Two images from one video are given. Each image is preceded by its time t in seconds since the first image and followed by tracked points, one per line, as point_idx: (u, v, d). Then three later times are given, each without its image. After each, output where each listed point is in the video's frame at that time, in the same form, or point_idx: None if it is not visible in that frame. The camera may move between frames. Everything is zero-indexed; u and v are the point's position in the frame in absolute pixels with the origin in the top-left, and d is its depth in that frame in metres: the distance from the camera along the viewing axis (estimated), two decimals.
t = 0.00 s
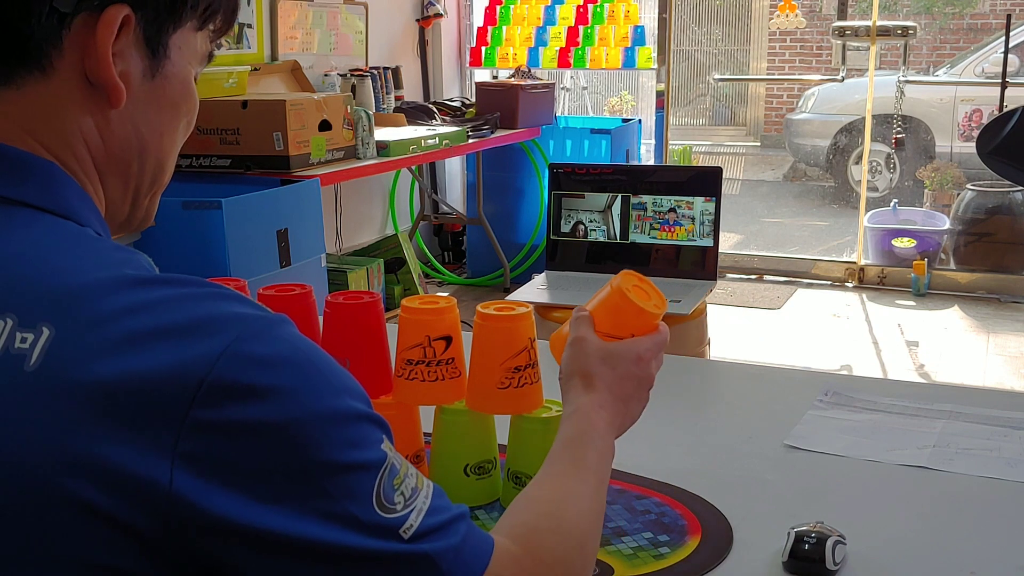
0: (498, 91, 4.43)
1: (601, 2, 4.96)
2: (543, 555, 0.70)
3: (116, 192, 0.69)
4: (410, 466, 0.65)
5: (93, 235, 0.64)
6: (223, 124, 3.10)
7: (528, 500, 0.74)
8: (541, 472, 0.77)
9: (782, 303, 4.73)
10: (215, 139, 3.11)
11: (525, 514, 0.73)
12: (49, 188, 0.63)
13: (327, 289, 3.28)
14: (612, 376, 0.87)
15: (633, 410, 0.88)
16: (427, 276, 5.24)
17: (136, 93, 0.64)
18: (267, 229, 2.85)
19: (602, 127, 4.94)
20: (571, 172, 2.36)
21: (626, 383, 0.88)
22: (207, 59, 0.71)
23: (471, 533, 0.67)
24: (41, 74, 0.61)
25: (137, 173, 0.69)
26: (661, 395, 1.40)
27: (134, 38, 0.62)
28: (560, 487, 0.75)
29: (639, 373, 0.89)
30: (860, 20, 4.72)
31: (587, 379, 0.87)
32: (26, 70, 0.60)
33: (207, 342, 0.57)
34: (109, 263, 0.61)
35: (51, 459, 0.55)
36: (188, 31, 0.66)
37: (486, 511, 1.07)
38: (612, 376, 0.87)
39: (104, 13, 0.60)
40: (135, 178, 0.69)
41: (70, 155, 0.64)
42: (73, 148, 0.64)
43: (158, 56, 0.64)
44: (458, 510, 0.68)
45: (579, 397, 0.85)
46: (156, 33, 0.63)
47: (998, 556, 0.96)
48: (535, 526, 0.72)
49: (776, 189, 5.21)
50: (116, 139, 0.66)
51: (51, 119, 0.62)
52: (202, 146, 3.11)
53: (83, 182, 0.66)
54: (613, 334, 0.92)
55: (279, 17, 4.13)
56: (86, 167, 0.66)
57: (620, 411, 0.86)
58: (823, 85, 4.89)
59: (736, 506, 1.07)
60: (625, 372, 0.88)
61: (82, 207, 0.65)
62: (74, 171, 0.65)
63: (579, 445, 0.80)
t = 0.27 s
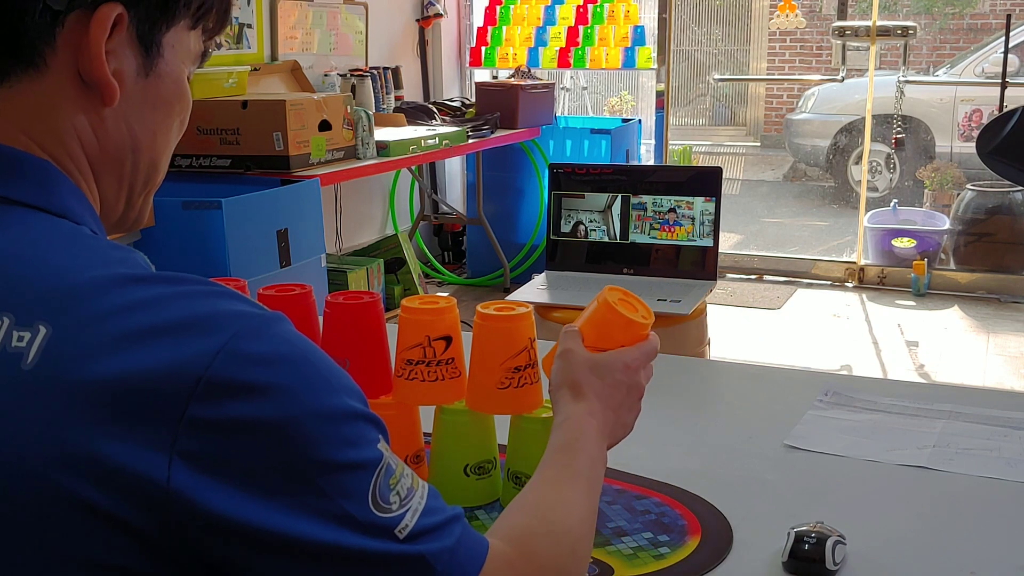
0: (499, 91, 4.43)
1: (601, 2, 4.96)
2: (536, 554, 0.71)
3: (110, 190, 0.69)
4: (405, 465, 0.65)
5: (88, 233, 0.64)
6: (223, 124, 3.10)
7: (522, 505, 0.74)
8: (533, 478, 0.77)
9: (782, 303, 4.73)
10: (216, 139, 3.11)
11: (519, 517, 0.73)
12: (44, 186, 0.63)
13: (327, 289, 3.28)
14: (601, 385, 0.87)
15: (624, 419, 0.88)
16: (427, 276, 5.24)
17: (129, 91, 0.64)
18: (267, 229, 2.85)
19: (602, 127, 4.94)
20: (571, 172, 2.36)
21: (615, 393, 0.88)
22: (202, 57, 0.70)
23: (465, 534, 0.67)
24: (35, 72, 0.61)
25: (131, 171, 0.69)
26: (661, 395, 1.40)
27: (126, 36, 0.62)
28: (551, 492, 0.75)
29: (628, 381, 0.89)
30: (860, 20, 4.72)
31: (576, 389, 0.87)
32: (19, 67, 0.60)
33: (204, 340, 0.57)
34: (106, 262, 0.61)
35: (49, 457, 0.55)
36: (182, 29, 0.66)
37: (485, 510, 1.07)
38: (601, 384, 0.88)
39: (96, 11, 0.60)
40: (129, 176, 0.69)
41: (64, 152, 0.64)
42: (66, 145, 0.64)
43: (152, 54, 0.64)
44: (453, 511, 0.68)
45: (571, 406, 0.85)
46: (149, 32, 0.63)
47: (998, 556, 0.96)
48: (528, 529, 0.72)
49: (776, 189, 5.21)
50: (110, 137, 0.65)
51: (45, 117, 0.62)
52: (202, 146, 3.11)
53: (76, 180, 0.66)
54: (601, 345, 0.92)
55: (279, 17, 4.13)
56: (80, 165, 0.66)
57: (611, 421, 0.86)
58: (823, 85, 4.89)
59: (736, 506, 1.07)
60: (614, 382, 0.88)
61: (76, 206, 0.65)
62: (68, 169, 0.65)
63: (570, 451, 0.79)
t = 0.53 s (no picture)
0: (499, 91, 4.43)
1: (601, 2, 4.96)
2: (532, 552, 0.71)
3: (104, 190, 0.69)
4: (400, 464, 0.65)
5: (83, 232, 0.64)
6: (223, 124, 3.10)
7: (518, 507, 0.74)
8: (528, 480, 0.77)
9: (782, 303, 4.73)
10: (216, 139, 3.11)
11: (515, 516, 0.73)
12: (38, 185, 0.63)
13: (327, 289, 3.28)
14: (595, 388, 0.88)
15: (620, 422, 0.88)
16: (427, 276, 5.24)
17: (122, 90, 0.64)
18: (267, 229, 2.85)
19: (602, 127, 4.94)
20: (571, 172, 2.36)
21: (610, 396, 0.89)
22: (193, 55, 0.70)
23: (461, 533, 0.67)
24: (27, 70, 0.61)
25: (125, 170, 0.69)
26: (660, 396, 1.40)
27: (118, 35, 0.62)
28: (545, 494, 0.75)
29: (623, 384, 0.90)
30: (860, 20, 4.72)
31: (571, 392, 0.87)
32: (12, 65, 0.60)
33: (200, 338, 0.57)
34: (101, 260, 0.61)
35: (48, 455, 0.55)
36: (173, 28, 0.65)
37: (486, 511, 1.07)
38: (595, 388, 0.88)
39: (88, 9, 0.60)
40: (123, 175, 0.69)
41: (57, 151, 0.64)
42: (59, 144, 0.64)
43: (144, 53, 0.64)
44: (448, 510, 0.68)
45: (565, 408, 0.86)
46: (141, 31, 0.63)
47: (999, 556, 0.96)
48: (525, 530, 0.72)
49: (776, 189, 5.22)
50: (103, 136, 0.65)
51: (38, 116, 0.62)
52: (202, 146, 3.11)
53: (70, 179, 0.66)
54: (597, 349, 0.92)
55: (279, 17, 4.12)
56: (74, 164, 0.66)
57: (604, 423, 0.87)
58: (823, 85, 4.89)
59: (735, 506, 1.07)
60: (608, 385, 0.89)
61: (70, 204, 0.65)
62: (61, 168, 0.65)
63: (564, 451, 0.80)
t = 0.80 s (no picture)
0: (499, 91, 4.43)
1: (601, 2, 4.96)
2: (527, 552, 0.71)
3: (102, 188, 0.69)
4: (399, 463, 0.65)
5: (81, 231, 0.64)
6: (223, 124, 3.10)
7: (509, 512, 0.73)
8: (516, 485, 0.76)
9: (782, 303, 4.72)
10: (216, 139, 3.11)
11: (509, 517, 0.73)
12: (36, 184, 0.63)
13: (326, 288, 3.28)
14: (571, 398, 0.87)
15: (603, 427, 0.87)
16: (427, 276, 5.23)
17: (119, 89, 0.64)
18: (267, 229, 2.85)
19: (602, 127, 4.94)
20: (571, 172, 2.36)
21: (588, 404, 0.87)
22: (189, 55, 0.70)
23: (459, 532, 0.67)
24: (25, 68, 0.60)
25: (122, 169, 0.69)
26: (660, 396, 1.40)
27: (116, 34, 0.62)
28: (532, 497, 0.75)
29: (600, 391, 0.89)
30: (860, 20, 4.72)
31: (549, 404, 0.87)
32: (10, 64, 0.60)
33: (200, 336, 0.57)
34: (100, 259, 0.61)
35: (48, 455, 0.55)
36: (169, 28, 0.65)
37: (485, 510, 1.07)
38: (572, 397, 0.87)
39: (86, 8, 0.60)
40: (121, 174, 0.69)
41: (55, 150, 0.64)
42: (57, 143, 0.64)
43: (141, 52, 0.64)
44: (446, 509, 0.68)
45: (543, 420, 0.85)
46: (138, 30, 0.63)
47: (999, 556, 0.96)
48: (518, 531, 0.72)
49: (776, 189, 5.21)
50: (101, 135, 0.65)
51: (37, 115, 0.62)
52: (202, 146, 3.11)
53: (67, 178, 0.66)
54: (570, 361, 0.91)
55: (279, 17, 4.12)
56: (72, 163, 0.66)
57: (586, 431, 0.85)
58: (823, 85, 4.89)
59: (735, 506, 1.07)
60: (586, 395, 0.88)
61: (68, 203, 0.65)
62: (59, 167, 0.65)
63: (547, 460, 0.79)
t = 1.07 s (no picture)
0: (499, 91, 4.43)
1: (601, 2, 4.96)
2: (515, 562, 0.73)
3: (100, 188, 0.69)
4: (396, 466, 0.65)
5: (80, 232, 0.64)
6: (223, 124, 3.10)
7: (494, 541, 0.77)
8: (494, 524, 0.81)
9: (782, 303, 4.73)
10: (216, 139, 3.11)
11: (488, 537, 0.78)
12: (34, 182, 0.63)
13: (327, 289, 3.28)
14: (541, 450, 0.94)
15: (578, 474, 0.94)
16: (427, 276, 5.23)
17: (120, 91, 0.64)
18: (267, 229, 2.85)
19: (602, 127, 4.95)
20: (571, 172, 2.36)
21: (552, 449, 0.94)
22: (188, 57, 0.70)
23: (454, 538, 0.68)
24: (26, 66, 0.61)
25: (121, 170, 0.69)
26: (660, 396, 1.40)
27: (118, 36, 0.62)
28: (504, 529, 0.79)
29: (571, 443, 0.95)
30: (860, 20, 4.72)
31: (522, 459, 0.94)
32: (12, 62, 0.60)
33: (199, 336, 0.57)
34: (99, 260, 0.61)
35: (48, 454, 0.56)
36: (169, 31, 0.65)
37: (486, 511, 0.99)
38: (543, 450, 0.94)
39: (90, 9, 0.60)
40: (118, 175, 0.69)
41: (54, 149, 0.64)
42: (57, 142, 0.64)
43: (141, 54, 0.64)
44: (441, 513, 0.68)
45: (517, 473, 0.92)
46: (139, 32, 0.63)
47: (999, 556, 0.96)
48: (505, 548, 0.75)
49: (776, 189, 5.21)
50: (100, 136, 0.65)
51: (37, 114, 0.62)
52: (202, 146, 3.11)
53: (66, 178, 0.66)
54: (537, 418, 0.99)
55: (279, 17, 4.12)
56: (70, 163, 0.66)
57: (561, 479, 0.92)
58: (823, 86, 4.89)
59: (735, 506, 1.07)
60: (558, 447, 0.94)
61: (67, 203, 0.65)
62: (58, 166, 0.65)
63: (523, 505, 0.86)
